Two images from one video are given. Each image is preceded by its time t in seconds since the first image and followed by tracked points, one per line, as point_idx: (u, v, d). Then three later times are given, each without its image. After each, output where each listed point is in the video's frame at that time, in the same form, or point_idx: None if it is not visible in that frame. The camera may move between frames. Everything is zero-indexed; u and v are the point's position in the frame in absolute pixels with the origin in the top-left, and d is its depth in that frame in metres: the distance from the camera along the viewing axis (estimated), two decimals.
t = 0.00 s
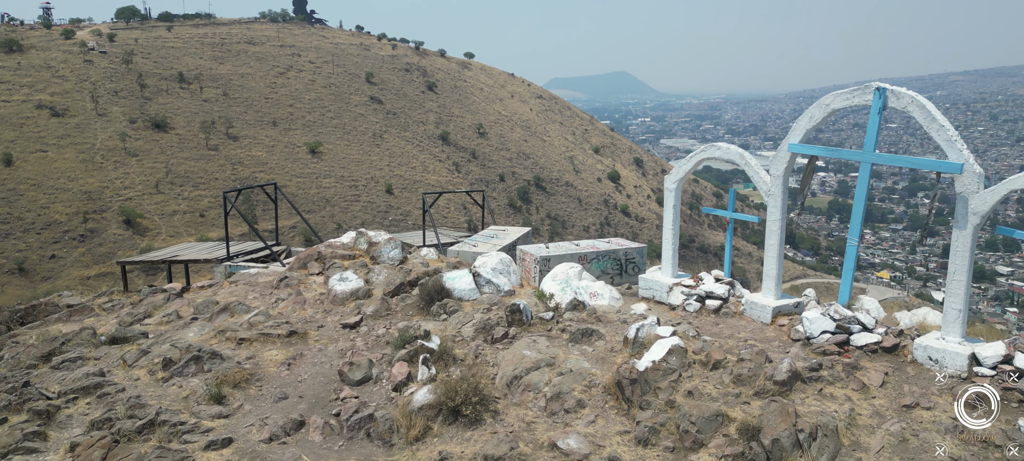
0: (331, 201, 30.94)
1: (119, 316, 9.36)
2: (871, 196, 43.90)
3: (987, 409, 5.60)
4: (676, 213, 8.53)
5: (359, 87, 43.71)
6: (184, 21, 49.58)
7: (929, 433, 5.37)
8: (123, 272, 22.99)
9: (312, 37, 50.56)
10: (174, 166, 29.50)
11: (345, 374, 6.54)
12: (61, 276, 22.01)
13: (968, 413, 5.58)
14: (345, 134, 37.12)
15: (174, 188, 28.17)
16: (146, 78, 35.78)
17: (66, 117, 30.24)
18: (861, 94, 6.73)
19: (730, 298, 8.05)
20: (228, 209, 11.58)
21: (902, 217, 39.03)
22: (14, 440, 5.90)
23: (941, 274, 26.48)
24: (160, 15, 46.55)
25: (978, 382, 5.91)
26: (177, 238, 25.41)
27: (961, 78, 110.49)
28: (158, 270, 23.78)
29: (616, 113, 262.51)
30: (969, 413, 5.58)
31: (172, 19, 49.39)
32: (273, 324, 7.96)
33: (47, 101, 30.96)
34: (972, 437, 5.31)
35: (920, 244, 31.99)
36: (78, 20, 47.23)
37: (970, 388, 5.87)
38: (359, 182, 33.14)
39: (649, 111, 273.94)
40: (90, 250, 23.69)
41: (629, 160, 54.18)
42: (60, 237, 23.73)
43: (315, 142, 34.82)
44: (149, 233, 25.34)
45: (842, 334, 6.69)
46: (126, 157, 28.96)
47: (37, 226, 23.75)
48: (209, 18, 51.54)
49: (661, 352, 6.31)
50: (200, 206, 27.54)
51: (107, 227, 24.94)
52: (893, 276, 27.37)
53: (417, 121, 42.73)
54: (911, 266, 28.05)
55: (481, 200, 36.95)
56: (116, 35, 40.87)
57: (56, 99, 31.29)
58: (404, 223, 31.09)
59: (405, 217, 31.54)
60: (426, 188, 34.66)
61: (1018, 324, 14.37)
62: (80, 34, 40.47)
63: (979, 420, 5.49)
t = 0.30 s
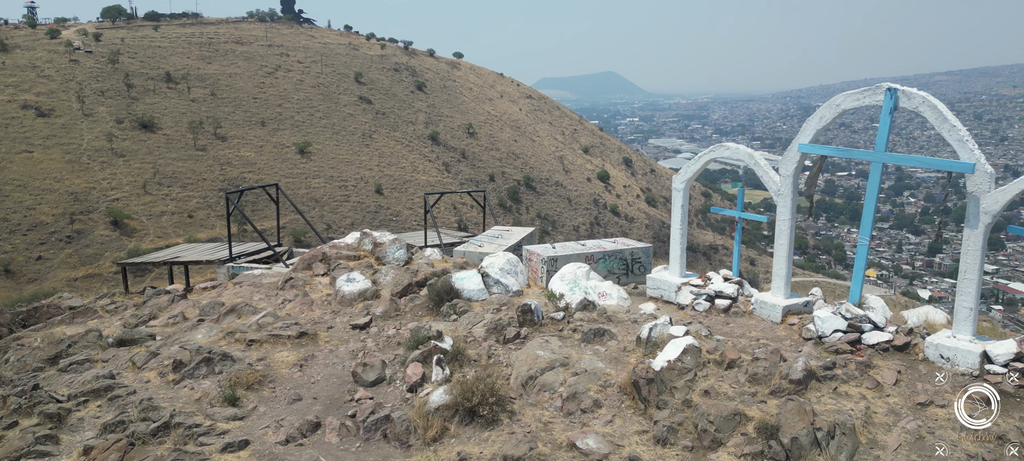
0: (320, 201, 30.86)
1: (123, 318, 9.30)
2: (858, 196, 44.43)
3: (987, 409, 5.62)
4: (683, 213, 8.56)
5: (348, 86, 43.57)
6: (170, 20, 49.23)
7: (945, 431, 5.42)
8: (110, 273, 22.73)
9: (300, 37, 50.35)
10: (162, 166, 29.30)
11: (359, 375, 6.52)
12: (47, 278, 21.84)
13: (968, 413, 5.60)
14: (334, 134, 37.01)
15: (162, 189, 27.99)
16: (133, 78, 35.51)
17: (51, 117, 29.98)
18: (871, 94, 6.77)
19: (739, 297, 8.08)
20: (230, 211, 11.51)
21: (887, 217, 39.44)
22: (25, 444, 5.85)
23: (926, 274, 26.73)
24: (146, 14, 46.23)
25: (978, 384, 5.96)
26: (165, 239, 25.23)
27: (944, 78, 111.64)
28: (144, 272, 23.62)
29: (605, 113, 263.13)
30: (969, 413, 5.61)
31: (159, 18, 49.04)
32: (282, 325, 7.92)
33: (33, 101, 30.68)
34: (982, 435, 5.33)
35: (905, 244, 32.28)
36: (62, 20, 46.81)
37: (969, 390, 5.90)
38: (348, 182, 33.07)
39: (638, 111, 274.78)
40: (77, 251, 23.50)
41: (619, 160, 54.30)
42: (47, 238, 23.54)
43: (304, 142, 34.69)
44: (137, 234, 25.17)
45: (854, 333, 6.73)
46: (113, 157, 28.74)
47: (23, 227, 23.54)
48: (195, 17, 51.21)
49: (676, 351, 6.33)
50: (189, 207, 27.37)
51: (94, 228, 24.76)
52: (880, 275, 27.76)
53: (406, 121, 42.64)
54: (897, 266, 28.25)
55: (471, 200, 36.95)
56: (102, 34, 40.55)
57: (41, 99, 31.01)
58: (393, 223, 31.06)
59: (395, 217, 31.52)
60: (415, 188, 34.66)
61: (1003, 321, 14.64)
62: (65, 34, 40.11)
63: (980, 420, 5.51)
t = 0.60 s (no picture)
0: (310, 201, 30.79)
1: (128, 319, 9.23)
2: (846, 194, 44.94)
3: (986, 409, 5.62)
4: (692, 212, 8.58)
5: (338, 86, 43.44)
6: (157, 20, 48.92)
7: (962, 427, 5.45)
8: (98, 274, 22.73)
9: (289, 37, 50.13)
10: (151, 166, 29.10)
11: (374, 375, 6.51)
12: (34, 280, 21.64)
13: (967, 413, 5.62)
14: (324, 134, 36.89)
15: (151, 189, 27.80)
16: (120, 78, 35.22)
17: (38, 117, 29.71)
18: (883, 93, 6.80)
19: (749, 296, 8.11)
20: (233, 211, 11.43)
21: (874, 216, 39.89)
22: (39, 446, 5.79)
23: (913, 272, 27.03)
24: (133, 14, 45.93)
25: (979, 384, 5.98)
26: (153, 240, 25.11)
27: (929, 78, 112.78)
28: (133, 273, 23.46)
29: (594, 113, 263.59)
30: (969, 413, 5.62)
31: (146, 18, 48.67)
32: (293, 326, 7.89)
33: (19, 101, 30.38)
34: (990, 433, 5.36)
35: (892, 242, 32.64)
36: (47, 19, 46.36)
37: (970, 390, 5.93)
38: (338, 182, 32.98)
39: (626, 111, 275.51)
40: (64, 252, 23.35)
41: (608, 160, 54.44)
42: (33, 239, 23.33)
43: (294, 142, 34.56)
44: (125, 235, 24.98)
45: (866, 331, 6.78)
46: (100, 158, 28.52)
47: (10, 228, 23.31)
48: (182, 16, 50.83)
49: (692, 350, 6.35)
50: (178, 208, 27.26)
51: (82, 229, 24.56)
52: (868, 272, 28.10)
53: (397, 121, 42.56)
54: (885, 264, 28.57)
55: (461, 200, 36.95)
56: (89, 34, 40.21)
57: (27, 99, 30.72)
58: (384, 224, 31.03)
59: (385, 217, 31.50)
60: (405, 188, 34.65)
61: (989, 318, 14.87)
62: (51, 33, 39.74)
63: (979, 420, 5.52)
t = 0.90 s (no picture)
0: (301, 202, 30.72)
1: (135, 320, 9.17)
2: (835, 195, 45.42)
3: (985, 409, 5.64)
4: (703, 212, 8.58)
5: (329, 86, 43.31)
6: (147, 19, 48.67)
7: (981, 426, 5.47)
8: (88, 275, 22.62)
9: (280, 36, 49.93)
10: (140, 167, 28.92)
11: (390, 376, 6.49)
12: (24, 281, 21.47)
13: (968, 413, 5.64)
14: (315, 134, 36.77)
15: (140, 190, 27.63)
16: (109, 78, 34.96)
17: (26, 118, 29.46)
18: (897, 93, 6.82)
19: (761, 295, 8.12)
20: (237, 212, 11.35)
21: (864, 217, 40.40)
22: (55, 449, 5.74)
23: (901, 270, 27.28)
24: (122, 13, 45.69)
25: (980, 385, 6.01)
26: (144, 241, 24.97)
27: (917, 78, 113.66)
28: (124, 274, 23.33)
29: (584, 112, 263.99)
30: (969, 413, 5.64)
31: (135, 17, 48.40)
32: (305, 327, 7.85)
33: (6, 101, 30.12)
34: (987, 434, 5.36)
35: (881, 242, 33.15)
36: (36, 19, 46.04)
37: (971, 390, 5.95)
38: (329, 182, 32.88)
39: (617, 111, 276.08)
40: (53, 254, 23.18)
41: (600, 160, 54.54)
42: (22, 241, 23.15)
43: (285, 142, 34.43)
44: (115, 237, 24.84)
45: (881, 330, 6.80)
46: (89, 158, 28.33)
47: None
48: (172, 16, 50.57)
49: (709, 349, 6.35)
50: (168, 208, 27.12)
51: (71, 230, 24.39)
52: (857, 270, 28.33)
53: (388, 121, 42.45)
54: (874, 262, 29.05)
55: (453, 200, 36.93)
56: (78, 33, 39.91)
57: (15, 99, 30.46)
58: (376, 224, 30.97)
59: (377, 218, 31.47)
60: (397, 189, 34.61)
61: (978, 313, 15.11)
62: (39, 33, 39.43)
63: (979, 420, 5.53)
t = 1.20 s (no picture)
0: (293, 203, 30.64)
1: (147, 322, 9.11)
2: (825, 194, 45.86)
3: (986, 409, 5.68)
4: (718, 212, 8.59)
5: (320, 86, 43.13)
6: (135, 19, 48.42)
7: (1008, 424, 5.49)
8: (78, 277, 22.54)
9: (270, 36, 49.72)
10: (130, 167, 28.73)
11: (413, 377, 6.46)
12: (12, 283, 21.31)
13: (967, 412, 5.67)
14: (306, 134, 36.65)
15: (130, 190, 27.46)
16: (98, 78, 34.69)
17: (14, 118, 29.20)
18: (918, 93, 6.83)
19: (778, 295, 8.13)
20: (246, 212, 11.26)
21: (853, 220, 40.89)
22: (77, 453, 5.69)
23: (890, 269, 27.54)
24: (111, 13, 45.43)
25: (980, 385, 6.02)
26: (134, 242, 24.86)
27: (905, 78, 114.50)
28: (115, 275, 23.23)
29: (575, 112, 264.36)
30: (968, 413, 5.66)
31: (124, 16, 48.13)
32: (322, 328, 7.81)
33: None
34: (985, 434, 5.40)
35: (870, 241, 33.65)
36: (22, 19, 45.66)
37: (971, 390, 5.97)
38: (321, 182, 32.79)
39: (607, 111, 276.68)
40: (42, 255, 23.03)
41: (591, 160, 54.63)
42: (11, 242, 22.97)
43: (276, 142, 34.30)
44: (105, 238, 24.68)
45: (902, 329, 6.82)
46: (78, 159, 28.12)
47: None
48: (162, 16, 50.30)
49: (733, 349, 6.36)
50: (158, 209, 26.97)
51: (60, 231, 24.23)
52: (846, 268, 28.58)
53: (379, 121, 42.34)
54: (864, 261, 29.45)
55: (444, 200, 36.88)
56: (66, 33, 39.61)
57: (3, 99, 30.20)
58: (368, 224, 30.95)
59: (369, 218, 31.41)
60: (389, 189, 34.55)
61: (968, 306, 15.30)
62: (27, 32, 39.11)
63: (979, 420, 5.57)
